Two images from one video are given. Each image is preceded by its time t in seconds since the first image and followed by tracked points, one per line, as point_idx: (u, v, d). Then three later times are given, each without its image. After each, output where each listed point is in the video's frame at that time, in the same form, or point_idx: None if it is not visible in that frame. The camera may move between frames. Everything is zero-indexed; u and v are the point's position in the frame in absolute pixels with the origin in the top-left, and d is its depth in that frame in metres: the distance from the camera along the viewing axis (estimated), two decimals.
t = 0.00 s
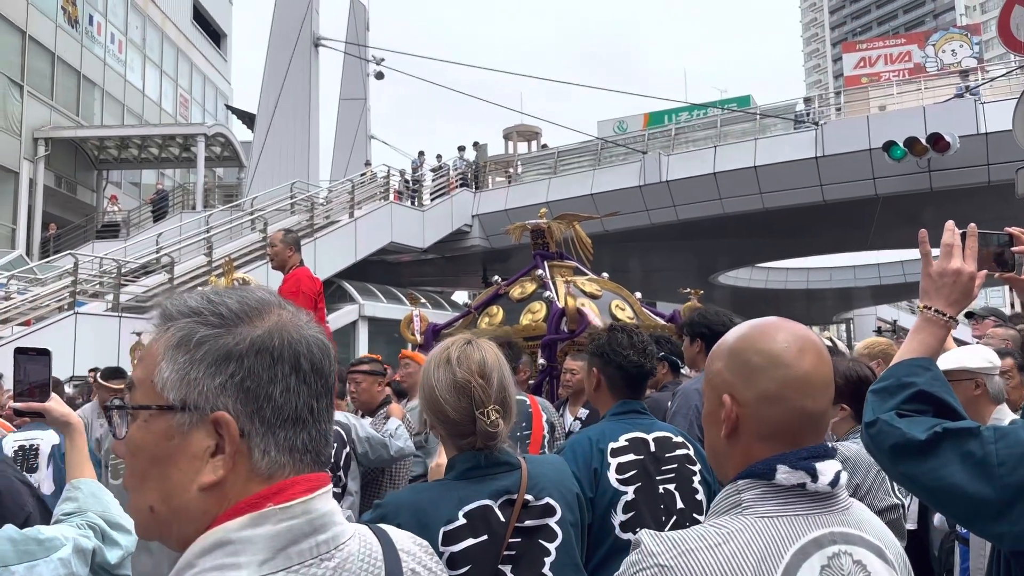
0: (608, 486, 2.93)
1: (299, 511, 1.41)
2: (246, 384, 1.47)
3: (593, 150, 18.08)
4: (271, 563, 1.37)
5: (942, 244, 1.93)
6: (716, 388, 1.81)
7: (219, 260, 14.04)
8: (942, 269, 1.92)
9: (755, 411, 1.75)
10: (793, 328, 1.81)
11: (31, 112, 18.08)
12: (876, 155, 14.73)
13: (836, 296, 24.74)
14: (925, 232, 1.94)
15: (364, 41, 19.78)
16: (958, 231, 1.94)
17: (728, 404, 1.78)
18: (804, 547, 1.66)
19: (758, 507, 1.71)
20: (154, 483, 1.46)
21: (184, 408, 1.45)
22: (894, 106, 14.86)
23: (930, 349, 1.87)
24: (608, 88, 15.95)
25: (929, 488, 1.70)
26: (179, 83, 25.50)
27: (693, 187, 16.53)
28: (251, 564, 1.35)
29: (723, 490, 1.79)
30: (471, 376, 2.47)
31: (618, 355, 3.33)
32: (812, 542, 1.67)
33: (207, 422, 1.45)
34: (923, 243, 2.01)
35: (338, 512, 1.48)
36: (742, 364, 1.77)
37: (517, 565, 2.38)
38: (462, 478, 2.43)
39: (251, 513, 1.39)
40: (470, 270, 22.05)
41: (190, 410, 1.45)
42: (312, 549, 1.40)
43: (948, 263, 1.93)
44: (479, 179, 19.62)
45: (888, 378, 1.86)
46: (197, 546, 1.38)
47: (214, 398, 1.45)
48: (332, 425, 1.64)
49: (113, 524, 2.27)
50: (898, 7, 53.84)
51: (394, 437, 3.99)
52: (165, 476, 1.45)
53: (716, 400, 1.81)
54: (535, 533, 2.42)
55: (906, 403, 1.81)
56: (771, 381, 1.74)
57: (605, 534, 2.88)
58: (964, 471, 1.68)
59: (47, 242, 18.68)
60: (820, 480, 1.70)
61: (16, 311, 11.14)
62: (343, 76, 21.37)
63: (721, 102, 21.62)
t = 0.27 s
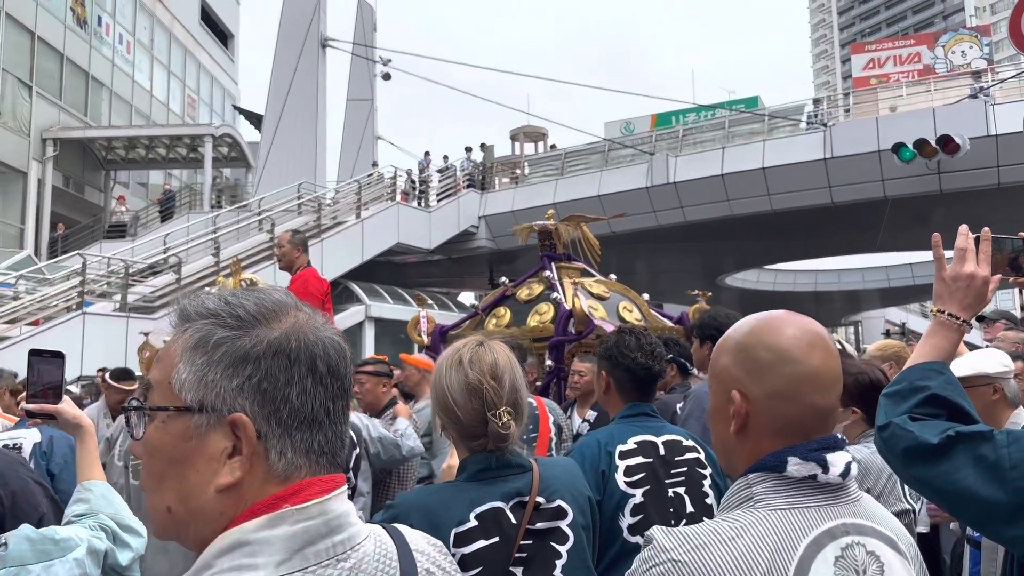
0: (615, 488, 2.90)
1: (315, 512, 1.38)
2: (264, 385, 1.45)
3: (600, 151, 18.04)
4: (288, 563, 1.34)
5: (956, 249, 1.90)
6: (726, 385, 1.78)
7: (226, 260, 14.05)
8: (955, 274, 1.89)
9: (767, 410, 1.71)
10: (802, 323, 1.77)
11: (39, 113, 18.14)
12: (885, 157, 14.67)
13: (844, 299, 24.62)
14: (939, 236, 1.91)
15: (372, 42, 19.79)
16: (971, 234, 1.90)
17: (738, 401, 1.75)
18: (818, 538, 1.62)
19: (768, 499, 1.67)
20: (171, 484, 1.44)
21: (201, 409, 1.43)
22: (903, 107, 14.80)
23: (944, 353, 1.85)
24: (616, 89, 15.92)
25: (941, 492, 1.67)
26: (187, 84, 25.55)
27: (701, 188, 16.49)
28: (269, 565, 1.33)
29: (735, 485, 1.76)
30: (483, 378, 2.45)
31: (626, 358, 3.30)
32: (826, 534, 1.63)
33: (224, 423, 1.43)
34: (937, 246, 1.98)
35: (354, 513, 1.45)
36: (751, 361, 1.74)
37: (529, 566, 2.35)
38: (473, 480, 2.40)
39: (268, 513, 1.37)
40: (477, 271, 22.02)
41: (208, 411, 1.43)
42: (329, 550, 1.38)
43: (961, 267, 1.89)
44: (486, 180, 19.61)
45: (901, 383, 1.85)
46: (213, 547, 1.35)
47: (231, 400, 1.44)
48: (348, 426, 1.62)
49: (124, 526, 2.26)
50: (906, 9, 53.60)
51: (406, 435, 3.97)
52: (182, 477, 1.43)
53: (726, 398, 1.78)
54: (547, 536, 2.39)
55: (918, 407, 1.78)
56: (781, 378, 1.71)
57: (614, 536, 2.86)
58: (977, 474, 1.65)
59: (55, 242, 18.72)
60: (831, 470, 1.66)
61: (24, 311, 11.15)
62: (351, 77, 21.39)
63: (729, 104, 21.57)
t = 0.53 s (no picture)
0: (620, 488, 2.92)
1: (322, 511, 1.41)
2: (272, 386, 1.47)
3: (606, 152, 18.04)
4: (295, 561, 1.36)
5: (962, 250, 1.90)
6: (730, 375, 1.79)
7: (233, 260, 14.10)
8: (961, 274, 1.89)
9: (773, 402, 1.72)
10: (808, 315, 1.78)
11: (48, 113, 18.22)
12: (892, 157, 14.64)
13: (851, 300, 24.56)
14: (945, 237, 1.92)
15: (378, 42, 19.84)
16: (978, 236, 1.91)
17: (742, 393, 1.76)
18: (824, 524, 1.64)
19: (774, 487, 1.69)
20: (179, 483, 1.46)
21: (209, 408, 1.45)
22: (910, 107, 14.77)
23: (949, 354, 1.87)
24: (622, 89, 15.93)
25: (947, 494, 1.70)
26: (194, 84, 25.63)
27: (707, 189, 16.47)
28: (275, 564, 1.35)
29: (739, 473, 1.77)
30: (497, 376, 2.48)
31: (633, 357, 3.31)
32: (832, 520, 1.65)
33: (231, 422, 1.45)
34: (942, 247, 1.98)
35: (362, 512, 1.48)
36: (758, 354, 1.74)
37: (535, 566, 2.36)
38: (481, 479, 2.42)
39: (275, 512, 1.39)
40: (483, 272, 22.04)
41: (215, 410, 1.45)
42: (336, 549, 1.40)
43: (967, 269, 1.89)
44: (491, 181, 19.64)
45: (906, 383, 1.87)
46: (222, 545, 1.38)
47: (240, 399, 1.45)
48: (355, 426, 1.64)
49: (130, 525, 2.28)
50: (913, 9, 53.45)
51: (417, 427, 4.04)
52: (191, 475, 1.45)
53: (731, 388, 1.79)
54: (553, 535, 2.40)
55: (924, 407, 1.81)
56: (784, 372, 1.72)
57: (620, 536, 2.88)
58: (982, 475, 1.67)
59: (63, 242, 18.81)
60: (836, 457, 1.68)
61: (33, 310, 11.24)
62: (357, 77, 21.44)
63: (735, 104, 21.56)
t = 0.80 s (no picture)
0: (622, 485, 2.97)
1: (319, 508, 1.44)
2: (273, 383, 1.52)
3: (610, 151, 18.08)
4: (291, 556, 1.40)
5: (961, 251, 1.94)
6: (734, 369, 1.78)
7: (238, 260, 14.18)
8: (959, 275, 1.94)
9: (777, 397, 1.72)
10: (811, 307, 1.76)
11: (54, 113, 18.32)
12: (895, 157, 14.66)
13: (854, 299, 24.56)
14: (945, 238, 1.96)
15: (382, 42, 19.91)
16: (976, 236, 1.95)
17: (745, 386, 1.75)
18: (828, 514, 1.65)
19: (777, 479, 1.71)
20: (182, 478, 1.51)
21: (212, 404, 1.50)
22: (914, 107, 14.79)
23: (949, 353, 1.92)
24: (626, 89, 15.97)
25: (945, 492, 1.75)
26: (200, 84, 25.75)
27: (710, 188, 16.50)
28: (272, 559, 1.38)
29: (743, 466, 1.79)
30: (498, 375, 2.53)
31: (634, 355, 3.36)
32: (836, 510, 1.66)
33: (233, 419, 1.49)
34: (941, 248, 2.03)
35: (360, 510, 1.51)
36: (762, 349, 1.73)
37: (536, 563, 2.42)
38: (483, 476, 2.48)
39: (273, 508, 1.43)
40: (487, 271, 22.11)
41: (217, 407, 1.49)
42: (333, 545, 1.44)
43: (966, 269, 1.93)
44: (496, 180, 19.70)
45: (906, 383, 1.92)
46: (221, 540, 1.41)
47: (242, 396, 1.50)
48: (355, 424, 1.68)
49: (134, 522, 2.34)
50: (917, 9, 53.43)
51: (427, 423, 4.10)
52: (194, 471, 1.50)
53: (733, 381, 1.78)
54: (555, 532, 2.45)
55: (923, 407, 1.86)
56: (788, 366, 1.71)
57: (621, 534, 2.93)
58: (979, 473, 1.72)
59: (70, 241, 18.92)
60: (838, 449, 1.70)
61: (39, 309, 11.32)
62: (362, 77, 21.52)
63: (739, 104, 21.60)
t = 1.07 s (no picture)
0: (620, 484, 2.98)
1: (305, 500, 1.44)
2: (265, 378, 1.52)
3: (611, 149, 18.09)
4: (277, 549, 1.40)
5: (955, 249, 1.95)
6: (738, 366, 1.75)
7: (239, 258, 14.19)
8: (953, 274, 1.94)
9: (782, 395, 1.70)
10: (816, 305, 1.74)
11: (55, 111, 18.34)
12: (897, 154, 14.63)
13: (856, 297, 24.53)
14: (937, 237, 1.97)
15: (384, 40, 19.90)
16: (972, 234, 1.95)
17: (750, 383, 1.73)
18: (831, 512, 1.64)
19: (780, 477, 1.70)
20: (173, 471, 1.51)
21: (204, 398, 1.50)
22: (915, 105, 14.77)
23: (943, 351, 1.92)
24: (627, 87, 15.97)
25: (941, 489, 1.75)
26: (202, 82, 25.77)
27: (711, 186, 16.48)
28: (259, 552, 1.39)
29: (747, 463, 1.78)
30: (494, 374, 2.53)
31: (632, 353, 3.36)
32: (839, 508, 1.64)
33: (224, 413, 1.49)
34: (936, 246, 2.03)
35: (345, 502, 1.50)
36: (765, 346, 1.71)
37: (533, 561, 2.42)
38: (480, 474, 2.48)
39: (261, 500, 1.43)
40: (488, 269, 22.10)
41: (209, 401, 1.49)
42: (319, 537, 1.43)
43: (960, 267, 1.94)
44: (497, 179, 19.70)
45: (901, 381, 1.93)
46: (209, 533, 1.42)
47: (234, 390, 1.50)
48: (346, 421, 1.69)
49: (134, 520, 2.36)
50: (919, 6, 53.31)
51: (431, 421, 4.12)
52: (185, 463, 1.50)
53: (737, 379, 1.76)
54: (551, 529, 2.45)
55: (918, 404, 1.86)
56: (793, 363, 1.69)
57: (620, 531, 2.92)
58: (972, 470, 1.72)
59: (71, 239, 18.95)
60: (842, 447, 1.67)
61: (41, 307, 11.34)
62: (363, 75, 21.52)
63: (740, 101, 21.57)
